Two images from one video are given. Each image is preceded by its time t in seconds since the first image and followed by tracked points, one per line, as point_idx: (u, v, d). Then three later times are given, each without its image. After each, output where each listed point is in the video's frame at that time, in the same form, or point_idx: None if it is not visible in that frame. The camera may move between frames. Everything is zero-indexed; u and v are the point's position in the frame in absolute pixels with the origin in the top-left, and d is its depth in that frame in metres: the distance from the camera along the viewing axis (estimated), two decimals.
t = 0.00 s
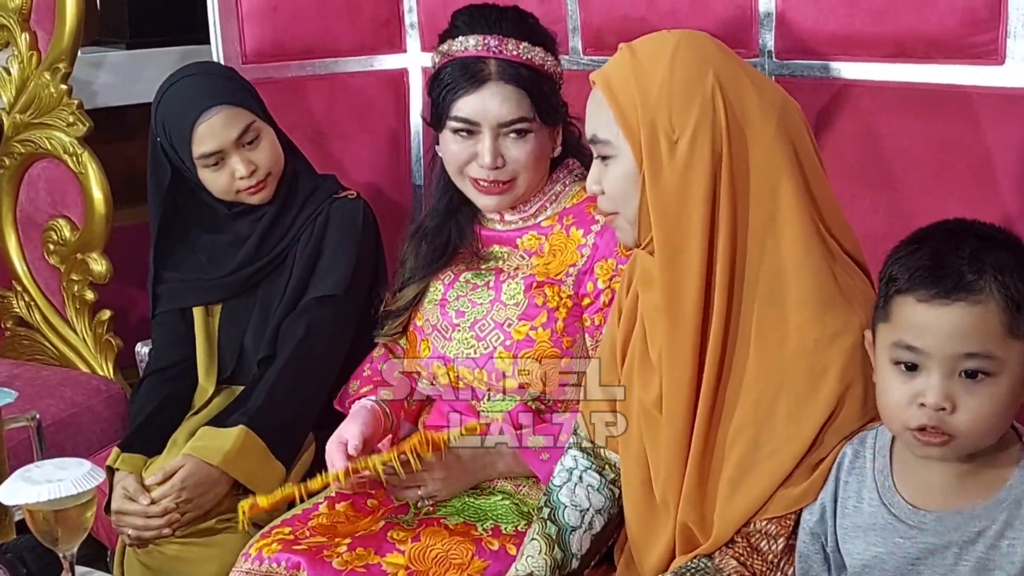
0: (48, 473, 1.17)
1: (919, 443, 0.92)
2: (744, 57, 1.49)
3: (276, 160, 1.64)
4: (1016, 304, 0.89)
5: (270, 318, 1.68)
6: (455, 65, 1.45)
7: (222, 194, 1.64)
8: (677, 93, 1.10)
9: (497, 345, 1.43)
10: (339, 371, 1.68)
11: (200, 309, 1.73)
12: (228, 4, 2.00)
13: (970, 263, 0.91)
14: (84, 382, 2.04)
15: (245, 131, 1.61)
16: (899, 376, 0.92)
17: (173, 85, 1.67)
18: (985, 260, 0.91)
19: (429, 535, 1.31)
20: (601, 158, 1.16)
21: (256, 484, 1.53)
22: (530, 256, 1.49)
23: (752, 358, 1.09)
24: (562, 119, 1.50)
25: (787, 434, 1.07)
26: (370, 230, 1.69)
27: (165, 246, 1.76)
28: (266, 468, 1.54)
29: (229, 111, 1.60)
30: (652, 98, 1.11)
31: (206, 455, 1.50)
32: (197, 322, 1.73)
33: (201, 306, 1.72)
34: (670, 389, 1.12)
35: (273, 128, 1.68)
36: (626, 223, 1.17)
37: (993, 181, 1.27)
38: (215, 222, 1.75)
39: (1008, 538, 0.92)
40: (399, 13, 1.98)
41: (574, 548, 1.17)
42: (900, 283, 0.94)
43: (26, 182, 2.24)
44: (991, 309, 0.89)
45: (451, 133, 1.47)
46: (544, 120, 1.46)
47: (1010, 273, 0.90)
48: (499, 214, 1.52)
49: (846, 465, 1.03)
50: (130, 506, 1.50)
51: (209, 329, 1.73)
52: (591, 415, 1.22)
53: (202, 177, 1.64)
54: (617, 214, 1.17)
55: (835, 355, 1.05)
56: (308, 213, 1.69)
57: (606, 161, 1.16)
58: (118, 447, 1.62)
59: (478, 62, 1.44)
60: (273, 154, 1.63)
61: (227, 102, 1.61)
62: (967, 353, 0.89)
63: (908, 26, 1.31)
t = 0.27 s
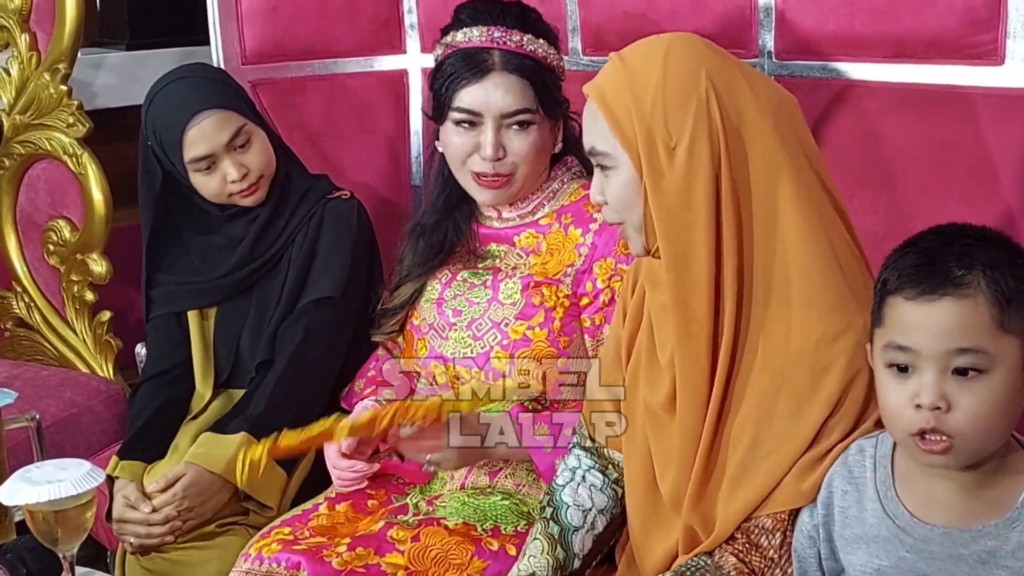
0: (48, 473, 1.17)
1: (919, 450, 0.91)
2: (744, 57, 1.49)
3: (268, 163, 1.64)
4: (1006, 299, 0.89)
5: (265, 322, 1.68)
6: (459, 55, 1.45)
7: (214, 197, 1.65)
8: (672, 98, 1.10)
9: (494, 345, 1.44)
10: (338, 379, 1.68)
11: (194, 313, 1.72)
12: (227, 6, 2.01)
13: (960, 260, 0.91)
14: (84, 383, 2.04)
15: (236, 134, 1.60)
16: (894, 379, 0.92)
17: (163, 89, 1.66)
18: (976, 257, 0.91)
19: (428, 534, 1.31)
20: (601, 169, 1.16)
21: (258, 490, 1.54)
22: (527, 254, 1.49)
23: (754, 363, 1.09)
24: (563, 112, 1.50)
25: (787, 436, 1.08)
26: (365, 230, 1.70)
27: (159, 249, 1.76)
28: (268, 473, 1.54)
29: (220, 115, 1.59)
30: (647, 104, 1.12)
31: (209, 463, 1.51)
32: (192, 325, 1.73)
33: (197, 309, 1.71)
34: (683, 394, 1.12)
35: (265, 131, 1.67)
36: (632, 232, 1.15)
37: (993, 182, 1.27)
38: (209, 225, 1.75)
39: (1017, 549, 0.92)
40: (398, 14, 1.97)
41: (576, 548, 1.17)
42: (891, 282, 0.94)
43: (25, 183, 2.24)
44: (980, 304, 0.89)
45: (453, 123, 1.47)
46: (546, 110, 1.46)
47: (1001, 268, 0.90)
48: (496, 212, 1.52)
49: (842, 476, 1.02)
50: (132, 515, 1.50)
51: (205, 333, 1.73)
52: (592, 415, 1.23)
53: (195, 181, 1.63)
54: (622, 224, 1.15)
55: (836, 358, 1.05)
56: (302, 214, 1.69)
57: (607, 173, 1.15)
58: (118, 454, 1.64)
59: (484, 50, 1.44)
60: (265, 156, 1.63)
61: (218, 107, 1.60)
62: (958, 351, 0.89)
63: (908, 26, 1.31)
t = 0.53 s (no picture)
0: (45, 479, 1.17)
1: (907, 444, 0.92)
2: (742, 62, 1.49)
3: (265, 166, 1.64)
4: (999, 299, 0.90)
5: (261, 333, 1.68)
6: (451, 80, 1.45)
7: (212, 202, 1.64)
8: (675, 102, 1.10)
9: (493, 358, 1.45)
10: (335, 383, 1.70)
11: (189, 319, 1.72)
12: (225, 9, 2.00)
13: (954, 260, 0.93)
14: (83, 388, 2.04)
15: (234, 137, 1.60)
16: (887, 375, 0.93)
17: (161, 91, 1.66)
18: (971, 257, 0.92)
19: (427, 540, 1.31)
20: (599, 167, 1.16)
21: (257, 496, 1.53)
22: (525, 268, 1.49)
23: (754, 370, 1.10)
24: (558, 131, 1.49)
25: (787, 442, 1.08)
26: (361, 234, 1.70)
27: (154, 255, 1.76)
28: (267, 479, 1.55)
29: (217, 118, 1.60)
30: (652, 108, 1.11)
31: (206, 468, 1.50)
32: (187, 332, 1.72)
33: (191, 315, 1.71)
34: (677, 398, 1.13)
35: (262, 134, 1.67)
36: (626, 235, 1.15)
37: (990, 185, 1.27)
38: (204, 230, 1.75)
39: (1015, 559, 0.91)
40: (398, 19, 1.99)
41: (571, 553, 1.17)
42: (891, 283, 0.96)
43: (24, 187, 2.25)
44: (969, 301, 0.90)
45: (447, 148, 1.46)
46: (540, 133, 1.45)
47: (995, 269, 0.91)
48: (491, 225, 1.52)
49: (854, 475, 1.02)
50: (132, 523, 1.50)
51: (200, 336, 1.73)
52: (592, 416, 1.25)
53: (192, 185, 1.63)
54: (616, 226, 1.16)
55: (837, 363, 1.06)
56: (297, 222, 1.69)
57: (605, 170, 1.15)
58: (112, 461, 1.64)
59: (478, 78, 1.43)
60: (262, 161, 1.63)
61: (217, 109, 1.61)
62: (945, 348, 0.90)
63: (905, 30, 1.31)
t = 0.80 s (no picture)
0: (45, 482, 1.17)
1: (889, 432, 0.93)
2: (741, 63, 1.50)
3: (251, 161, 1.64)
4: (994, 299, 0.90)
5: (263, 334, 1.69)
6: (447, 70, 1.46)
7: (198, 198, 1.63)
8: (683, 111, 1.11)
9: (493, 361, 1.47)
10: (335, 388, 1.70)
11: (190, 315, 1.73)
12: (225, 10, 1.99)
13: (953, 257, 0.94)
14: (82, 390, 2.04)
15: (218, 128, 1.61)
16: (881, 366, 0.94)
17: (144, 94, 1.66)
18: (971, 255, 0.93)
19: (428, 543, 1.30)
20: (603, 181, 1.16)
21: (260, 501, 1.54)
22: (527, 270, 1.51)
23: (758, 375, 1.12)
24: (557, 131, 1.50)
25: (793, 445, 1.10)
26: (359, 242, 1.70)
27: (151, 258, 1.76)
28: (267, 482, 1.54)
29: (201, 108, 1.60)
30: (658, 118, 1.12)
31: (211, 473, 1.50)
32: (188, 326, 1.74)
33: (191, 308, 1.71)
34: (683, 400, 1.16)
35: (249, 131, 1.68)
36: (631, 246, 1.17)
37: (988, 186, 1.27)
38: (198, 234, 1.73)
39: (1002, 558, 0.91)
40: (398, 21, 2.00)
41: (572, 556, 1.18)
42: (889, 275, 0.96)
43: (24, 190, 2.25)
44: (961, 296, 0.91)
45: (443, 139, 1.48)
46: (536, 130, 1.46)
47: (993, 268, 0.92)
48: (496, 225, 1.54)
49: (855, 471, 1.03)
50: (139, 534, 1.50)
51: (201, 336, 1.74)
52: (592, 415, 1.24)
53: (179, 181, 1.63)
54: (620, 239, 1.17)
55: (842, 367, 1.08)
56: (295, 225, 1.69)
57: (610, 184, 1.16)
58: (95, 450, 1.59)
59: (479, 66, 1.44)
60: (248, 151, 1.63)
61: (202, 100, 1.62)
62: (935, 342, 0.91)
63: (904, 31, 1.31)
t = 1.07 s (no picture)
0: (44, 484, 1.17)
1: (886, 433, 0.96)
2: (740, 64, 1.50)
3: (240, 163, 1.63)
4: (981, 295, 0.93)
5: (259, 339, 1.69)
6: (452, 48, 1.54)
7: (187, 202, 1.63)
8: (667, 117, 1.13)
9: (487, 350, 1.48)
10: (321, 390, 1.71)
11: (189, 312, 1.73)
12: (224, 12, 1.98)
13: (942, 255, 0.96)
14: (82, 393, 2.04)
15: (203, 130, 1.61)
16: (873, 365, 0.97)
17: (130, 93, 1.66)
18: (959, 252, 0.95)
19: (429, 545, 1.32)
20: (592, 180, 1.19)
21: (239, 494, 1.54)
22: (537, 264, 1.49)
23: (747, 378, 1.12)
24: (530, 125, 1.49)
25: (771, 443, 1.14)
26: (350, 237, 1.71)
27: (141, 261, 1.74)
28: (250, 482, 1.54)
29: (185, 110, 1.61)
30: (643, 122, 1.14)
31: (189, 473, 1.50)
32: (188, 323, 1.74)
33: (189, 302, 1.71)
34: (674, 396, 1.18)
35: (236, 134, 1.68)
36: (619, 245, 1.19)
37: (989, 186, 1.27)
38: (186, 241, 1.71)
39: (1004, 554, 0.93)
40: (397, 23, 2.00)
41: (570, 557, 1.19)
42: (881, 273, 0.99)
43: (23, 192, 2.25)
44: (948, 293, 0.93)
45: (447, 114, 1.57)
46: (496, 121, 1.47)
47: (982, 266, 0.94)
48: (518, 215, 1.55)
49: (852, 474, 1.05)
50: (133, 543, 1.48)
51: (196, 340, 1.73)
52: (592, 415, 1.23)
53: (166, 184, 1.62)
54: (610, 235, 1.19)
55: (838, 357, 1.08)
56: (286, 228, 1.69)
57: (597, 182, 1.19)
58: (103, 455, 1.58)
59: (461, 48, 1.49)
60: (235, 153, 1.63)
61: (186, 103, 1.62)
62: (921, 339, 0.93)
63: (903, 33, 1.31)
